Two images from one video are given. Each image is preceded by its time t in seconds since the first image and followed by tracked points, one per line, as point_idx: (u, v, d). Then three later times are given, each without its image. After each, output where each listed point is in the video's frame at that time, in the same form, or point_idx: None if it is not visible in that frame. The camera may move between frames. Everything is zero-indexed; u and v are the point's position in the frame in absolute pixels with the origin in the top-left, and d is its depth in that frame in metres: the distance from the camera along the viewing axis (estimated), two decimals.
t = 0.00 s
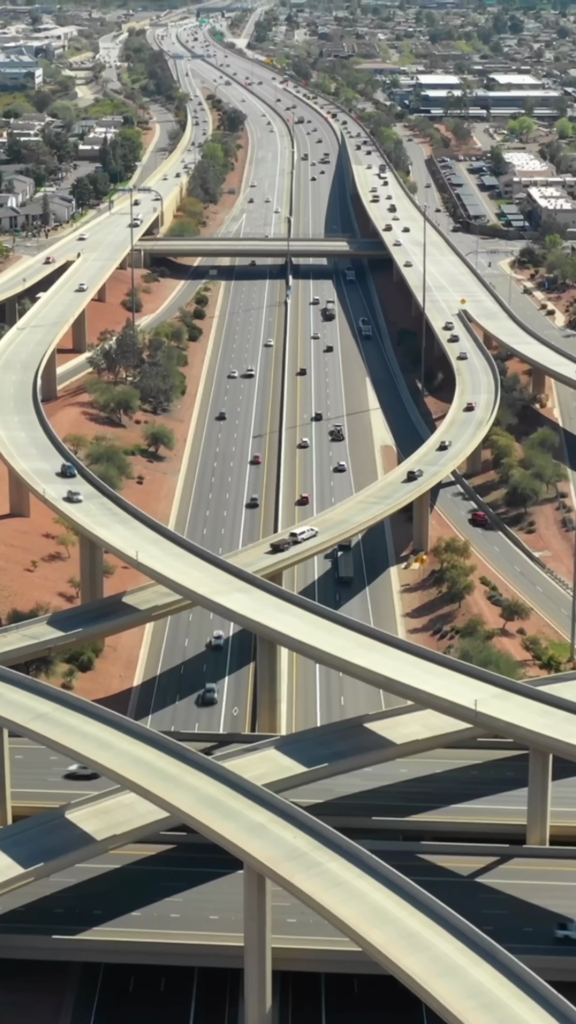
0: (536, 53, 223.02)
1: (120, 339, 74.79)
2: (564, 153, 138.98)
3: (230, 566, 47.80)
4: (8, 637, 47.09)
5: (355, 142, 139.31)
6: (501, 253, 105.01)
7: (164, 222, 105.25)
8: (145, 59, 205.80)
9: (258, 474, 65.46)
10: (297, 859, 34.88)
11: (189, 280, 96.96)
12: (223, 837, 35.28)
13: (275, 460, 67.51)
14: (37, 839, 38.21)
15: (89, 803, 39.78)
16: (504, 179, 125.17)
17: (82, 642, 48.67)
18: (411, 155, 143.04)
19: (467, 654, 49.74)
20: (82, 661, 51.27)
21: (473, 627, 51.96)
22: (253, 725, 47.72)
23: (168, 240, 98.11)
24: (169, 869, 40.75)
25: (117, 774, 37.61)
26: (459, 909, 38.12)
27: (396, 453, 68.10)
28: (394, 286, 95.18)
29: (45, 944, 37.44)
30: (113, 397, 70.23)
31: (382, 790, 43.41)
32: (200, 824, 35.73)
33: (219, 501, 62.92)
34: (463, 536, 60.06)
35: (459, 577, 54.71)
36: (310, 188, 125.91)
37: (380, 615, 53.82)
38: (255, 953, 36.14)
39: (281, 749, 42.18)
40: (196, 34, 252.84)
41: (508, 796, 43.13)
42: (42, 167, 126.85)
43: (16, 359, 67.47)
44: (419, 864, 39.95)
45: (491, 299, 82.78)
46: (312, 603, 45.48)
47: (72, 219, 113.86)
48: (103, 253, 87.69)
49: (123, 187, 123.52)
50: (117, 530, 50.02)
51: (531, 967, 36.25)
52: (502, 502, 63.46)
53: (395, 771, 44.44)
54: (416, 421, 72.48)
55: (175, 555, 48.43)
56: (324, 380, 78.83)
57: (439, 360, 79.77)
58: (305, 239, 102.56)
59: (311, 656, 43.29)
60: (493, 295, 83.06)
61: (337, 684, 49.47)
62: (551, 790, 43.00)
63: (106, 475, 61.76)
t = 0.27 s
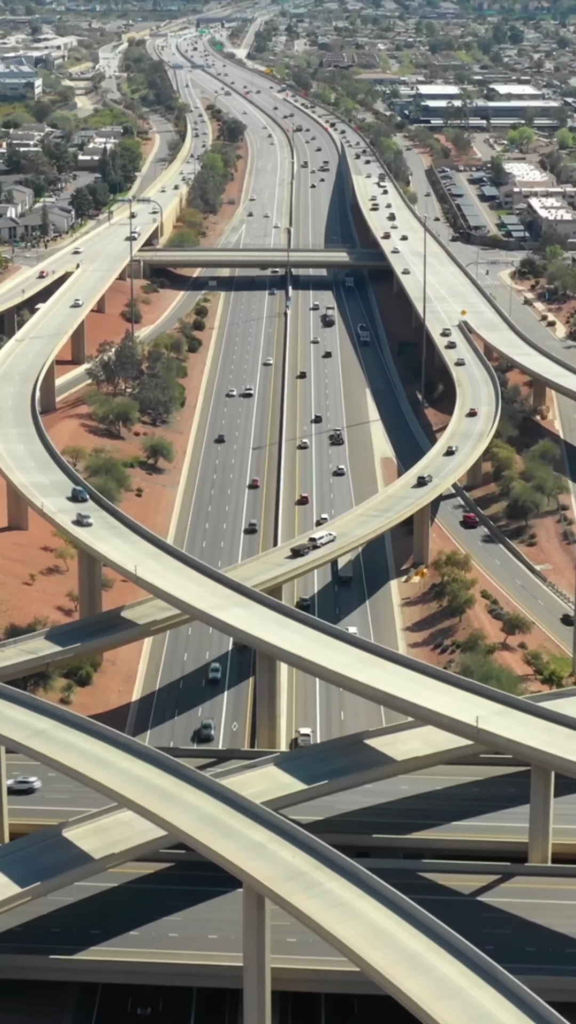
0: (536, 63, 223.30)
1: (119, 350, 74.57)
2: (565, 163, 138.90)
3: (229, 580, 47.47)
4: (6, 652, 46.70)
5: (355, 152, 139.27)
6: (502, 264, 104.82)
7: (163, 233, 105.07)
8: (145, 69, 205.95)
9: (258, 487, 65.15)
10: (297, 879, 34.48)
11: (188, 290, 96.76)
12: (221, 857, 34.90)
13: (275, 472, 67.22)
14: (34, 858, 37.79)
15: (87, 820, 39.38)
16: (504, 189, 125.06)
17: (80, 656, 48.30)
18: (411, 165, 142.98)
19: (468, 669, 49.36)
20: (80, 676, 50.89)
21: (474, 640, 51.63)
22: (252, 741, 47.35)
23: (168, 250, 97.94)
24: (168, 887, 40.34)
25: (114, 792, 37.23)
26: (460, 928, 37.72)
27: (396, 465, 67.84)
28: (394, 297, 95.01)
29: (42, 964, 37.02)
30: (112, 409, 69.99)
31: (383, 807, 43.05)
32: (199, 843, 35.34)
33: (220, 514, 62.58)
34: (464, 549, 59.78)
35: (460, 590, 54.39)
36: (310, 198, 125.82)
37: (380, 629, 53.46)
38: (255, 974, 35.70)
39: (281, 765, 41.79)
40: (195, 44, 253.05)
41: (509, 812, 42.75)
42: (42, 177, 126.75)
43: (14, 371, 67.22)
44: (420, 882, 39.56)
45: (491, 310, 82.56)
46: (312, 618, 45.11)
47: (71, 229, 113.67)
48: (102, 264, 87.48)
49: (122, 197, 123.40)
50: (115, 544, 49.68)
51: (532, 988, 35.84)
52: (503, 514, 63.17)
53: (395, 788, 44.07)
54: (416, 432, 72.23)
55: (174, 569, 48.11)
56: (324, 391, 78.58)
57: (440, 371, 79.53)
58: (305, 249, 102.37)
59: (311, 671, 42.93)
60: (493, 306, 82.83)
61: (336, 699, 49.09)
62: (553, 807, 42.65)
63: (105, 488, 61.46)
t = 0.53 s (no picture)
0: (536, 73, 223.38)
1: (118, 361, 74.29)
2: (565, 173, 138.75)
3: (228, 594, 47.11)
4: (3, 667, 46.31)
5: (355, 163, 139.13)
6: (502, 274, 104.59)
7: (163, 243, 104.87)
8: (144, 79, 206.05)
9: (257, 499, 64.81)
10: (296, 899, 34.07)
11: (188, 301, 96.50)
12: (220, 877, 34.49)
13: (275, 484, 66.88)
14: (31, 877, 37.36)
15: (85, 838, 38.96)
16: (505, 200, 124.91)
17: (78, 671, 47.90)
18: (411, 176, 142.88)
19: (469, 685, 48.89)
20: (78, 691, 50.49)
21: (475, 654, 51.26)
22: (252, 757, 46.93)
23: (167, 261, 97.72)
24: (166, 905, 39.90)
25: (112, 810, 36.83)
26: (461, 948, 37.27)
27: (397, 477, 67.52)
28: (394, 307, 94.78)
29: (38, 984, 36.58)
30: (111, 420, 69.68)
31: (383, 824, 42.63)
32: (198, 862, 34.94)
33: (219, 526, 62.22)
34: (464, 562, 59.43)
35: (460, 603, 54.02)
36: (309, 208, 125.65)
37: (380, 643, 53.07)
38: (254, 995, 35.24)
39: (281, 782, 41.38)
40: (195, 54, 253.19)
41: (511, 830, 42.33)
42: (41, 187, 126.60)
43: (13, 382, 66.92)
44: (420, 900, 39.12)
45: (492, 321, 82.29)
46: (311, 633, 44.72)
47: (70, 240, 113.43)
48: (101, 275, 87.24)
49: (122, 207, 123.20)
50: (113, 558, 49.31)
51: (535, 1009, 35.38)
52: (504, 527, 62.82)
53: (396, 804, 43.67)
54: (417, 444, 71.90)
55: (172, 583, 47.75)
56: (324, 402, 78.26)
57: (440, 382, 79.25)
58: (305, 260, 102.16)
59: (310, 687, 42.55)
60: (494, 317, 82.55)
61: (336, 715, 48.68)
62: (555, 824, 42.24)
63: (104, 500, 61.10)
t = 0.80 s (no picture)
0: (536, 83, 223.54)
1: (117, 372, 74.03)
2: (565, 183, 138.61)
3: (228, 608, 46.75)
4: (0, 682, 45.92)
5: (355, 172, 139.05)
6: (502, 284, 104.39)
7: (162, 253, 104.67)
8: (144, 88, 206.12)
9: (257, 511, 64.48)
10: (296, 919, 33.69)
11: (187, 311, 96.26)
12: (220, 896, 34.10)
13: (274, 496, 66.57)
14: (28, 895, 36.94)
15: (82, 856, 38.56)
16: (505, 209, 124.77)
17: (76, 686, 47.51)
18: (411, 185, 142.76)
19: (470, 699, 48.47)
20: (76, 706, 50.11)
21: (476, 668, 50.89)
22: (251, 772, 46.54)
23: (166, 271, 97.51)
24: (165, 923, 39.49)
25: (110, 828, 36.44)
26: (462, 967, 36.86)
27: (397, 489, 67.22)
28: (394, 317, 94.56)
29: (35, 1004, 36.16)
30: (110, 431, 69.38)
31: (384, 841, 42.24)
32: (196, 882, 34.57)
33: (219, 539, 61.87)
34: (465, 575, 59.10)
35: (461, 616, 53.65)
36: (309, 218, 125.50)
37: (380, 657, 52.70)
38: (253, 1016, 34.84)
39: (280, 798, 41.00)
40: (195, 63, 253.52)
41: (513, 846, 41.93)
42: (40, 197, 126.45)
43: (11, 394, 66.61)
44: (421, 918, 38.72)
45: (492, 332, 82.03)
46: (311, 647, 44.38)
47: (69, 249, 113.21)
48: (100, 285, 87.00)
49: (121, 217, 123.03)
50: (112, 571, 48.97)
51: None
52: (504, 539, 62.49)
53: (396, 821, 43.27)
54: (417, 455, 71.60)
55: (171, 597, 47.39)
56: (324, 413, 77.99)
57: (441, 393, 78.98)
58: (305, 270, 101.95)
59: (310, 702, 42.18)
60: (494, 327, 82.29)
61: (336, 730, 48.28)
62: (557, 841, 41.85)
63: (102, 512, 60.76)
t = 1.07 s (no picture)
0: (537, 93, 223.62)
1: (116, 383, 73.77)
2: (566, 192, 138.46)
3: (227, 622, 46.40)
4: None
5: (355, 181, 138.91)
6: (502, 295, 104.15)
7: (162, 263, 104.43)
8: (144, 98, 206.03)
9: (256, 523, 64.16)
10: (296, 938, 33.31)
11: (186, 322, 96.00)
12: (220, 916, 33.72)
13: (274, 507, 66.26)
14: (25, 914, 36.52)
15: (80, 874, 38.16)
16: (505, 219, 124.59)
17: (74, 701, 47.12)
18: (411, 195, 142.59)
19: (471, 714, 48.05)
20: (74, 720, 49.74)
21: (477, 682, 50.52)
22: (250, 788, 46.13)
23: (165, 281, 97.29)
24: (163, 942, 39.08)
25: (108, 845, 36.05)
26: (464, 987, 36.44)
27: (397, 500, 66.91)
28: (393, 328, 94.32)
29: None
30: (109, 442, 69.07)
31: (384, 858, 41.84)
32: (195, 901, 34.19)
33: (218, 550, 61.53)
34: (466, 587, 58.76)
35: (462, 629, 53.30)
36: (309, 228, 125.34)
37: (380, 670, 52.35)
38: None
39: (280, 815, 40.61)
40: (195, 72, 253.64)
41: (514, 863, 41.55)
42: (39, 207, 126.28)
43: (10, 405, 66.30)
44: (422, 937, 38.31)
45: (492, 342, 81.74)
46: (311, 662, 44.00)
47: (68, 259, 112.99)
48: (99, 295, 86.75)
49: (121, 226, 122.83)
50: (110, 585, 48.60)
51: None
52: (505, 551, 62.16)
53: (397, 837, 42.89)
54: (417, 466, 71.30)
55: (170, 610, 47.04)
56: (324, 424, 77.71)
57: (441, 404, 78.71)
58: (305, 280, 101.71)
59: (310, 717, 41.82)
60: (495, 338, 82.03)
61: (336, 745, 47.88)
62: (559, 858, 41.46)
63: (101, 524, 60.41)
